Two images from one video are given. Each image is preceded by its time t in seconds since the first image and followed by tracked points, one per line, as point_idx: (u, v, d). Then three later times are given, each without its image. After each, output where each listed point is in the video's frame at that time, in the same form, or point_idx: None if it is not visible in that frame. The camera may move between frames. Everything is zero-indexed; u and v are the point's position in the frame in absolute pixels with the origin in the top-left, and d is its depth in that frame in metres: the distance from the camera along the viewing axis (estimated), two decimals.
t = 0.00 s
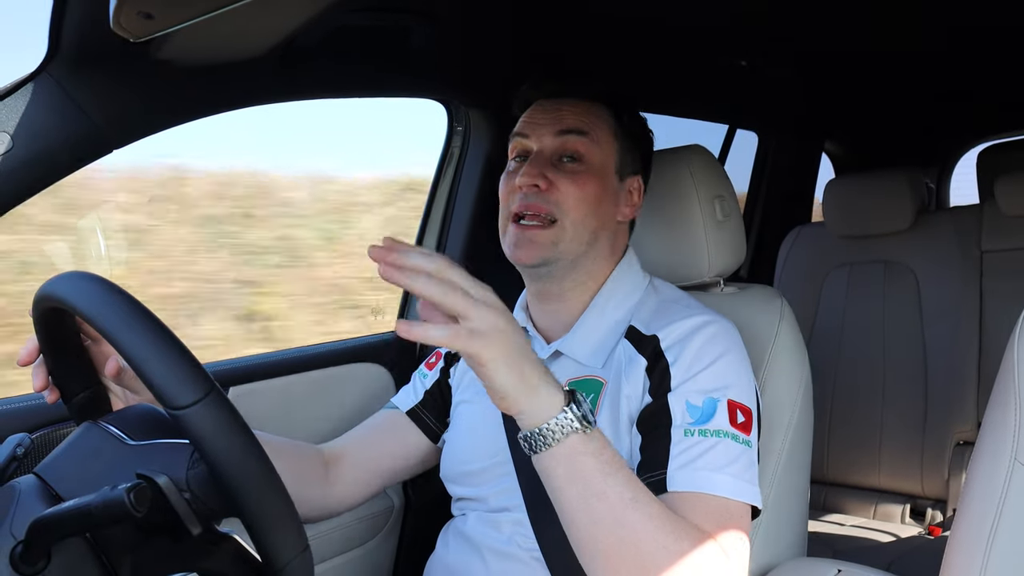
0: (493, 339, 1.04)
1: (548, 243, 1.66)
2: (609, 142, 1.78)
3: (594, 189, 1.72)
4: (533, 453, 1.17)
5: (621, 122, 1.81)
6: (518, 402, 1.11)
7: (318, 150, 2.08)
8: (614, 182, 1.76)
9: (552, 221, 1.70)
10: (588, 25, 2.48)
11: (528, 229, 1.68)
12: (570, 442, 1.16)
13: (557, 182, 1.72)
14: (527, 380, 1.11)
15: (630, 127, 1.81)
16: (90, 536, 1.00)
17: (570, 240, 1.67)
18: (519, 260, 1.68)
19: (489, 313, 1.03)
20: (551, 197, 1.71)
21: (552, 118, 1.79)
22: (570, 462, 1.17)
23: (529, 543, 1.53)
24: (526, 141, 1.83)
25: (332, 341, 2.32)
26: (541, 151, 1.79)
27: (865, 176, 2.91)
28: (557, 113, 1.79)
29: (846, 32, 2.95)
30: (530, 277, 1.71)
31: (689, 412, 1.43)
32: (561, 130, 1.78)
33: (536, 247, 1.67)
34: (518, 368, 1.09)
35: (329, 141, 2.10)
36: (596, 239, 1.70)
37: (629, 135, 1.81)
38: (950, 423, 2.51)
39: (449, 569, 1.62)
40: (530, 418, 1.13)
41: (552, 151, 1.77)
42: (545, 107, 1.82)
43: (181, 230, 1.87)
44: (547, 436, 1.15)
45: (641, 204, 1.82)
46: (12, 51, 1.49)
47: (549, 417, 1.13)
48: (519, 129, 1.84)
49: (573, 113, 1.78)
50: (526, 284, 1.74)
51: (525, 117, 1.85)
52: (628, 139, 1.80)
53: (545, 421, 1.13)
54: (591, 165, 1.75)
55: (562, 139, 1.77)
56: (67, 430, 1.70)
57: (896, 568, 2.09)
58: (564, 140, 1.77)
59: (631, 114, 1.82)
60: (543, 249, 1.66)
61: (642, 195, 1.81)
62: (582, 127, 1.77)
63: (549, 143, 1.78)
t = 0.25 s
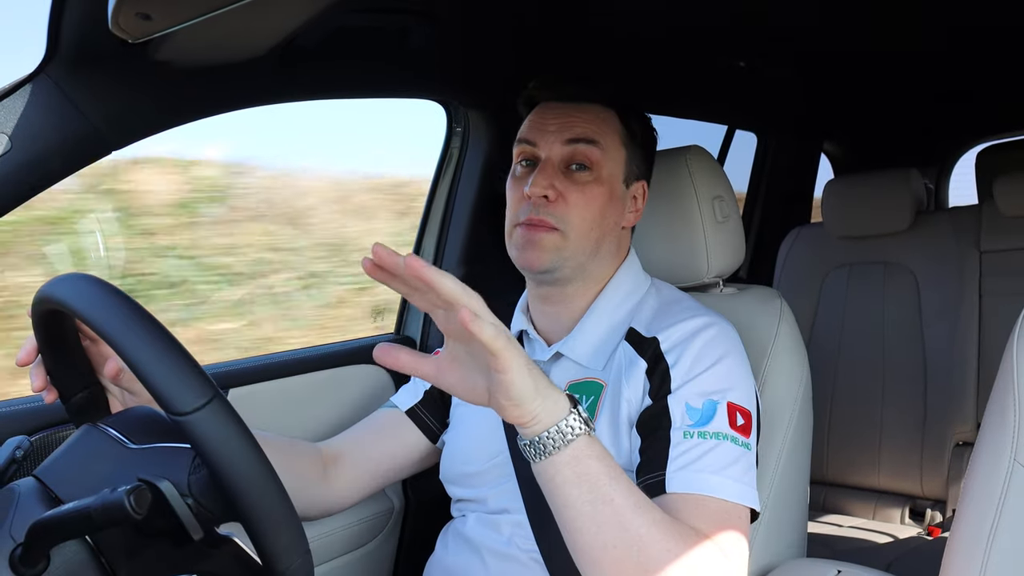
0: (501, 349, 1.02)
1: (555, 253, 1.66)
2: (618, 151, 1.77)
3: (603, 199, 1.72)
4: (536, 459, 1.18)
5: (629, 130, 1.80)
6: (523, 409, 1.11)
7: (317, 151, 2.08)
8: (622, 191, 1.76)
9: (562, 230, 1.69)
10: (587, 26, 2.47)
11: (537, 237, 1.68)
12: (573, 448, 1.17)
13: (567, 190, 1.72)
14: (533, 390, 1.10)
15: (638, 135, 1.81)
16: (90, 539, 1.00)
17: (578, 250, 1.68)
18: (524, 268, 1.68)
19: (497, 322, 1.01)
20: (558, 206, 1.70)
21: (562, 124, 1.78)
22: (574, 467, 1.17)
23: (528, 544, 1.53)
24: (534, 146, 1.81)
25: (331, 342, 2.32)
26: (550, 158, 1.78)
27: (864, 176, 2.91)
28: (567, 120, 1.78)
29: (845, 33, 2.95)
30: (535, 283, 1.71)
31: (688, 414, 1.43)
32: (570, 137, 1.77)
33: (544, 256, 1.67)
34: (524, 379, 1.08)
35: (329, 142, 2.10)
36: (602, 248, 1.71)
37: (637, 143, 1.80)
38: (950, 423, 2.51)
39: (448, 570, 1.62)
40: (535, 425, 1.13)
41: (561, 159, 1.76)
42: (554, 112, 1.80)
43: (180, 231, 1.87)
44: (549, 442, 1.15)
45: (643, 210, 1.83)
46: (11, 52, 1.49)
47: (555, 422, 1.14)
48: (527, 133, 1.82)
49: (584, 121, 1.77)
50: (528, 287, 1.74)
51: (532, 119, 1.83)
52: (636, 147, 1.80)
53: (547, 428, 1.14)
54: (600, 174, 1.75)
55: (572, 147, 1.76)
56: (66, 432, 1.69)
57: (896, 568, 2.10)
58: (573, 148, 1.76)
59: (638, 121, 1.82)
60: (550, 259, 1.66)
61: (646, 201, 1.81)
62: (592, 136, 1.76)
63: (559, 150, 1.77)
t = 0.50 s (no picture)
0: (476, 367, 1.00)
1: (555, 262, 1.67)
2: (610, 154, 1.77)
3: (599, 203, 1.73)
4: (520, 470, 1.15)
5: (619, 130, 1.80)
6: (506, 423, 1.09)
7: (318, 153, 2.09)
8: (616, 194, 1.77)
9: (559, 237, 1.70)
10: (588, 30, 2.47)
11: (534, 247, 1.69)
12: (559, 457, 1.15)
13: (563, 197, 1.72)
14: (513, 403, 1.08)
15: (628, 135, 1.81)
16: (87, 541, 0.99)
17: (577, 256, 1.68)
18: (524, 277, 1.69)
19: (466, 340, 0.99)
20: (555, 213, 1.71)
21: (554, 132, 1.77)
22: (560, 476, 1.16)
23: (526, 548, 1.52)
24: (525, 154, 1.81)
25: (330, 344, 2.32)
26: (543, 166, 1.77)
27: (863, 181, 2.92)
28: (558, 127, 1.77)
29: (845, 38, 2.95)
30: (536, 292, 1.72)
31: (683, 419, 1.43)
32: (563, 145, 1.76)
33: (543, 265, 1.67)
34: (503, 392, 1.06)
35: (328, 144, 2.11)
36: (601, 252, 1.72)
37: (629, 145, 1.80)
38: (948, 428, 2.51)
39: (445, 572, 1.62)
40: (518, 438, 1.11)
41: (553, 166, 1.76)
42: (544, 118, 1.79)
43: (180, 233, 1.87)
44: (535, 452, 1.13)
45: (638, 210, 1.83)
46: (10, 52, 1.49)
47: (539, 433, 1.12)
48: (518, 142, 1.82)
49: (575, 127, 1.76)
50: (527, 295, 1.74)
51: (522, 127, 1.83)
52: (628, 149, 1.80)
53: (531, 439, 1.12)
54: (595, 179, 1.75)
55: (564, 154, 1.76)
56: (63, 434, 1.69)
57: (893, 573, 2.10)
58: (565, 154, 1.75)
59: (628, 123, 1.82)
60: (550, 267, 1.67)
61: (640, 200, 1.82)
62: (584, 141, 1.76)
63: (551, 158, 1.76)
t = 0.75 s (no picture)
0: (370, 355, 0.90)
1: (539, 251, 1.70)
2: (595, 146, 1.80)
3: (584, 193, 1.76)
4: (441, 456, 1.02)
5: (607, 124, 1.83)
6: (422, 411, 0.97)
7: (314, 155, 2.08)
8: (604, 185, 1.79)
9: (545, 227, 1.73)
10: (585, 31, 2.47)
11: (520, 237, 1.72)
12: (481, 443, 1.02)
13: (547, 188, 1.76)
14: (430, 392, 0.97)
15: (616, 129, 1.83)
16: (85, 544, 0.99)
17: (563, 245, 1.71)
18: (512, 269, 1.72)
19: (358, 329, 0.90)
20: (538, 203, 1.74)
21: (537, 128, 1.83)
22: (487, 465, 1.03)
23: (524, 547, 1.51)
24: (514, 153, 1.86)
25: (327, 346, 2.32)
26: (528, 161, 1.82)
27: (859, 182, 2.92)
28: (541, 123, 1.83)
29: (842, 38, 2.95)
30: (526, 285, 1.74)
31: (665, 402, 1.42)
32: (546, 139, 1.81)
33: (528, 254, 1.70)
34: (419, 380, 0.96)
35: (325, 146, 2.11)
36: (590, 242, 1.73)
37: (616, 139, 1.82)
38: (945, 429, 2.51)
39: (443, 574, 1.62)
40: (440, 426, 0.99)
41: (537, 160, 1.81)
42: (529, 117, 1.85)
43: (177, 234, 1.86)
44: (457, 440, 1.00)
45: (633, 205, 1.83)
46: (7, 53, 1.48)
47: (457, 422, 0.99)
48: (507, 142, 1.88)
49: (558, 123, 1.81)
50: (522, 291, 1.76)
51: (512, 129, 1.89)
52: (614, 143, 1.82)
53: (449, 428, 0.99)
54: (578, 169, 1.78)
55: (547, 149, 1.80)
56: (60, 436, 1.68)
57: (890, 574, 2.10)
58: (548, 148, 1.80)
59: (616, 120, 1.85)
60: (534, 256, 1.70)
61: (637, 196, 1.82)
62: (567, 135, 1.80)
63: (535, 153, 1.81)
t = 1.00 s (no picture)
0: (151, 291, 0.88)
1: (525, 241, 1.71)
2: (582, 141, 1.81)
3: (570, 186, 1.76)
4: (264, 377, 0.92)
5: (595, 121, 1.83)
6: (215, 333, 0.90)
7: (312, 152, 2.09)
8: (591, 179, 1.79)
9: (532, 220, 1.73)
10: (583, 28, 2.48)
11: (507, 230, 1.72)
12: (298, 355, 0.92)
13: (533, 181, 1.76)
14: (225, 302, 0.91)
15: (605, 126, 1.84)
16: (80, 539, 0.99)
17: (550, 237, 1.71)
18: (500, 261, 1.72)
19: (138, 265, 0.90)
20: (524, 197, 1.75)
21: (523, 127, 1.84)
22: (309, 376, 0.92)
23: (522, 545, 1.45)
24: (502, 152, 1.88)
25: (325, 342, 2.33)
26: (515, 158, 1.83)
27: (856, 180, 2.93)
28: (527, 121, 1.84)
29: (839, 37, 2.96)
30: (516, 279, 1.75)
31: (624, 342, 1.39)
32: (532, 137, 1.82)
33: (514, 246, 1.71)
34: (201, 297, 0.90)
35: (323, 142, 2.11)
36: (577, 234, 1.73)
37: (603, 135, 1.83)
38: (941, 427, 2.52)
39: (439, 569, 1.62)
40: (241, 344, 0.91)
41: (525, 157, 1.82)
42: (517, 116, 1.87)
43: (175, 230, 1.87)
44: (272, 353, 0.91)
45: (623, 199, 1.83)
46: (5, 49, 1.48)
47: (261, 335, 0.91)
48: (496, 142, 1.89)
49: (544, 120, 1.82)
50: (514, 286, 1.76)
51: (500, 129, 1.90)
52: (602, 139, 1.83)
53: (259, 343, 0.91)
54: (565, 164, 1.79)
55: (533, 146, 1.81)
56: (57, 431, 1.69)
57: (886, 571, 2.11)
58: (535, 144, 1.81)
59: (605, 117, 1.86)
60: (521, 248, 1.71)
61: (627, 191, 1.82)
62: (554, 131, 1.80)
63: (522, 150, 1.83)
